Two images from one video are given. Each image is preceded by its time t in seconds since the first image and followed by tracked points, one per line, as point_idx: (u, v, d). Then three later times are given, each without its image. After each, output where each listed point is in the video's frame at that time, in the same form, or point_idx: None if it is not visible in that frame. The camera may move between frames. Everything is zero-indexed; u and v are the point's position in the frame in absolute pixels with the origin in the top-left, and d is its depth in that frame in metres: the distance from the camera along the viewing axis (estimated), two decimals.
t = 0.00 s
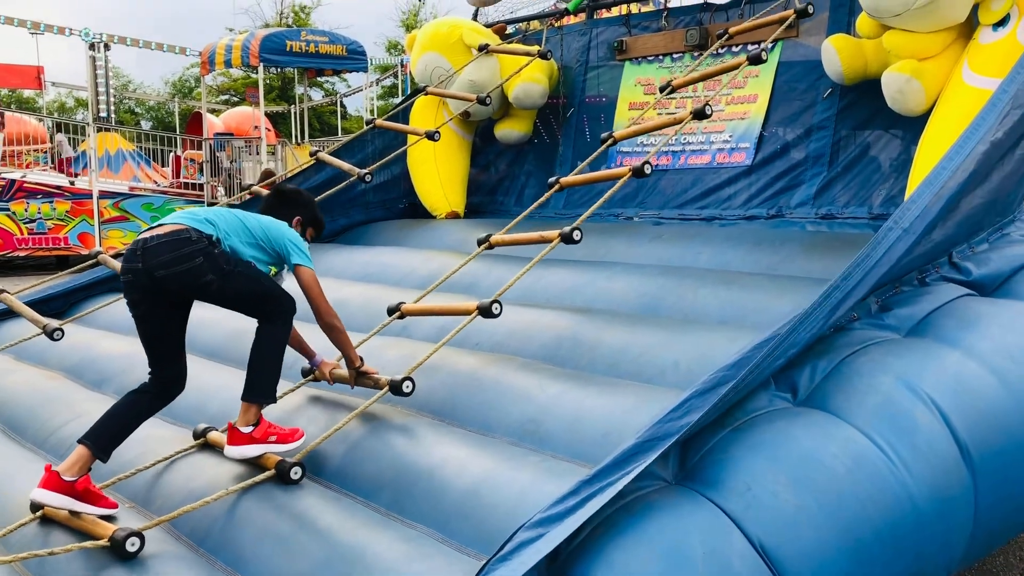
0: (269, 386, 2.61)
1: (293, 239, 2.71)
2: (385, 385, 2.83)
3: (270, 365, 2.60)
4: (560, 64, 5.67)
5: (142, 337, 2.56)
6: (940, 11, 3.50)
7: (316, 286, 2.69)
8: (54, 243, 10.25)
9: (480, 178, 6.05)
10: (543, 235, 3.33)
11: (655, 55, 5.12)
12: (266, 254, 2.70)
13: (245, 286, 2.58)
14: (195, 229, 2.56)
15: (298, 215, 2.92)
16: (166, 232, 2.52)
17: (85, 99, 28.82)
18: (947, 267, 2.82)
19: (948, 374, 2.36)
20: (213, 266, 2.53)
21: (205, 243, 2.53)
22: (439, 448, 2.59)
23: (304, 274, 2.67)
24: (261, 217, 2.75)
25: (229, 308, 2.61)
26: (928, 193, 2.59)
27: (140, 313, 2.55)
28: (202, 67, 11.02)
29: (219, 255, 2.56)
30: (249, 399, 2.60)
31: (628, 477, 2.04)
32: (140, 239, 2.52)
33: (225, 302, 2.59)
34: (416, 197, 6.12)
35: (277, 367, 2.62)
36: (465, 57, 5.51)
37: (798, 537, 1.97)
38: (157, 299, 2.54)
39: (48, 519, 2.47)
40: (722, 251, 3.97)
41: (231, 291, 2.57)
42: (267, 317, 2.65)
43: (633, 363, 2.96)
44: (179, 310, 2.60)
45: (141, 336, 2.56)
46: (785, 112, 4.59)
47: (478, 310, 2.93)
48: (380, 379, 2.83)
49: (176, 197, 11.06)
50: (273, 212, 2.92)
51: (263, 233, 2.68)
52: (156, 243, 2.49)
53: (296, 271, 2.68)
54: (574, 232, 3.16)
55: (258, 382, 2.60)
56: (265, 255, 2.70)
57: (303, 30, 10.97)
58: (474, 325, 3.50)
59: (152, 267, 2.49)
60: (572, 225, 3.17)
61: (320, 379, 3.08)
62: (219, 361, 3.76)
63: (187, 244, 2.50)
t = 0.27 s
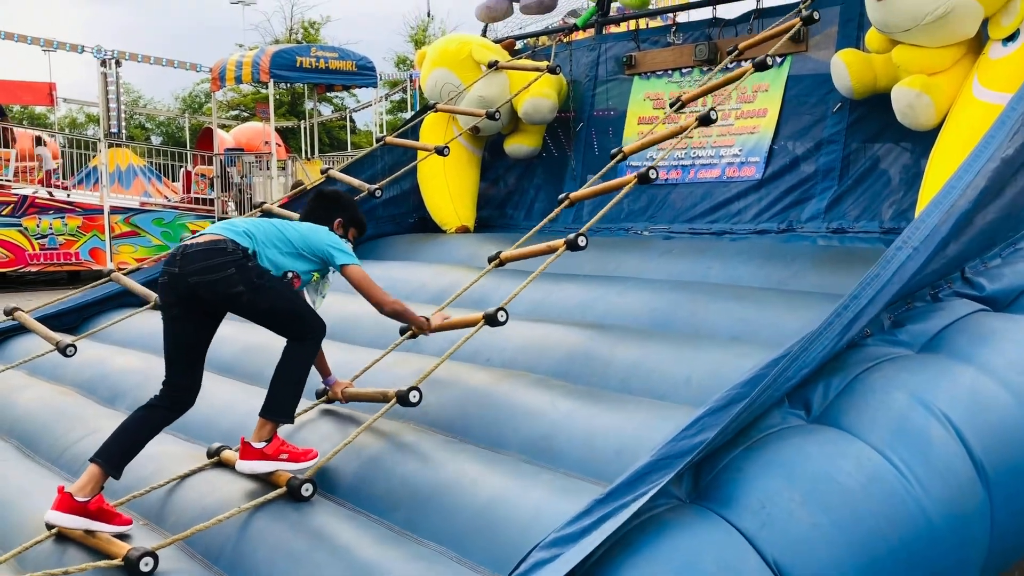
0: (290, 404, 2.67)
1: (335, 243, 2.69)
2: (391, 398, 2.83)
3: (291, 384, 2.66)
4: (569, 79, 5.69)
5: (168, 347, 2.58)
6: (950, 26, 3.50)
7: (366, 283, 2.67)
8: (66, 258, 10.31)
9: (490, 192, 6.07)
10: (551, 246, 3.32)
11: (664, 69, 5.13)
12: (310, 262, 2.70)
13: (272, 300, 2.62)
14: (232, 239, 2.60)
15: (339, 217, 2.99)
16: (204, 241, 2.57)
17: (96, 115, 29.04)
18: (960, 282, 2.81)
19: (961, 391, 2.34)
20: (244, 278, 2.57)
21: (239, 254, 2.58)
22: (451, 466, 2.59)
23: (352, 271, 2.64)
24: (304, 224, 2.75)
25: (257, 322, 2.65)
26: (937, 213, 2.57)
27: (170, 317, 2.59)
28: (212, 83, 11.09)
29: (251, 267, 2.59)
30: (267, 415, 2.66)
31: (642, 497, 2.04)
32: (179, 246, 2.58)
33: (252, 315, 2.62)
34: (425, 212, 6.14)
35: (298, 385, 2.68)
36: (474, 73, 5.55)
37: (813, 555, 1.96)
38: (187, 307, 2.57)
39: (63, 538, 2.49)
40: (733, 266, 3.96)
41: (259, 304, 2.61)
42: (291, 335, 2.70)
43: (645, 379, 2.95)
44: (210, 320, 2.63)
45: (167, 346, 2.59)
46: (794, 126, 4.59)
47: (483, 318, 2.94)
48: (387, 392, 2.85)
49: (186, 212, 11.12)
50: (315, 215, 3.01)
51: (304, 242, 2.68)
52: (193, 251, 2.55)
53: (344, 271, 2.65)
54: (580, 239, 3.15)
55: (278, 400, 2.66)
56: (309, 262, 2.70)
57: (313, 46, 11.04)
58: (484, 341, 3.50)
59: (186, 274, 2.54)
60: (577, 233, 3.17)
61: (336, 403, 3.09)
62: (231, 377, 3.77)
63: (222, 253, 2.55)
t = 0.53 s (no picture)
0: (302, 430, 2.65)
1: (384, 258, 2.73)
2: (402, 427, 2.85)
3: (302, 409, 2.64)
4: (575, 99, 5.71)
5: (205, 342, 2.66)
6: (957, 47, 3.50)
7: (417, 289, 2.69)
8: (73, 278, 10.33)
9: (496, 212, 6.08)
10: (559, 273, 3.29)
11: (670, 90, 5.14)
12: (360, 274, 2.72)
13: (305, 319, 2.63)
14: (284, 249, 2.63)
15: (381, 235, 3.09)
16: (258, 245, 2.62)
17: (103, 135, 29.23)
18: (970, 303, 2.80)
19: (973, 413, 2.32)
20: (286, 290, 2.59)
21: (287, 264, 2.61)
22: (459, 489, 2.57)
23: (403, 280, 2.68)
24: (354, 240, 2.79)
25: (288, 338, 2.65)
26: (949, 233, 2.58)
27: (215, 313, 2.65)
28: (220, 104, 11.17)
29: (296, 279, 2.61)
30: (277, 439, 2.63)
31: (652, 522, 2.03)
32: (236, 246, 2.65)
33: (284, 330, 2.63)
34: (432, 232, 6.15)
35: (310, 412, 2.67)
36: (480, 93, 5.57)
37: None
38: (229, 305, 2.64)
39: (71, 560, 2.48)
40: (741, 286, 3.95)
41: (294, 319, 2.62)
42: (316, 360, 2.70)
43: (654, 402, 2.94)
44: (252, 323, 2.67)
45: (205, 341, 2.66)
46: (801, 146, 4.59)
47: (495, 348, 2.83)
48: (398, 421, 2.86)
49: (193, 231, 11.15)
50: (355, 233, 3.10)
51: (353, 254, 2.72)
52: (245, 253, 2.60)
53: (393, 280, 2.68)
54: (589, 266, 3.09)
55: (288, 424, 2.63)
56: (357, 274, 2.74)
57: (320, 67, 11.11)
58: (492, 362, 3.49)
59: (234, 272, 2.60)
60: (587, 260, 3.11)
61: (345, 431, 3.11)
62: (238, 399, 3.76)
63: (271, 260, 2.59)
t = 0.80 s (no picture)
0: (301, 455, 2.60)
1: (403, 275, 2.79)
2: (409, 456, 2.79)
3: (303, 437, 2.61)
4: (576, 118, 5.74)
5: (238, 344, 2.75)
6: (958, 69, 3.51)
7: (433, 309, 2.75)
8: (73, 295, 10.33)
9: (498, 230, 6.09)
10: (565, 298, 3.33)
11: (671, 111, 5.15)
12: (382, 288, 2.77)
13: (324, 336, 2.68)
14: (313, 266, 2.65)
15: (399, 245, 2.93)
16: (284, 261, 2.64)
17: (104, 152, 29.31)
18: (973, 327, 2.77)
19: (978, 440, 2.29)
20: (309, 308, 2.64)
21: (312, 282, 2.63)
22: (461, 514, 2.55)
23: (419, 300, 2.74)
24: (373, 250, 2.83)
25: (304, 355, 2.68)
26: (952, 255, 2.57)
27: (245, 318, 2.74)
28: (221, 121, 11.20)
29: (319, 297, 2.65)
30: (281, 470, 2.57)
31: (656, 551, 2.01)
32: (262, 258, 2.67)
33: (303, 346, 2.68)
34: (433, 251, 6.15)
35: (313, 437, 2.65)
36: (482, 113, 5.58)
37: None
38: (254, 315, 2.69)
39: None
40: (744, 307, 3.94)
41: (315, 336, 2.67)
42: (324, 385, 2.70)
43: (657, 424, 2.92)
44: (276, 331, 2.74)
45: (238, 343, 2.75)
46: (802, 167, 4.60)
47: (504, 384, 2.84)
48: (404, 451, 2.81)
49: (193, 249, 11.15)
50: (372, 242, 2.94)
51: (376, 268, 2.76)
52: (272, 269, 2.63)
53: (409, 300, 2.74)
54: (598, 301, 3.13)
55: (291, 454, 2.58)
56: (377, 289, 2.78)
57: (321, 86, 11.15)
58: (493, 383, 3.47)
59: (259, 286, 2.64)
60: (596, 293, 3.15)
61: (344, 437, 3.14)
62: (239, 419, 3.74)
63: (296, 280, 2.61)
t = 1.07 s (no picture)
0: (307, 462, 2.62)
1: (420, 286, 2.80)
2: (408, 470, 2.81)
3: (309, 445, 2.63)
4: (575, 132, 5.75)
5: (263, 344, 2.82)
6: (958, 85, 3.52)
7: (440, 323, 2.73)
8: (68, 306, 10.29)
9: (496, 243, 6.07)
10: (566, 313, 3.34)
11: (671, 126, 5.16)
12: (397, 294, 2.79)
13: (331, 352, 2.69)
14: (328, 278, 2.67)
15: (418, 247, 3.22)
16: (299, 273, 2.66)
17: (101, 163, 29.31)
18: (974, 342, 2.76)
19: (982, 456, 2.26)
20: (319, 321, 2.65)
21: (324, 296, 2.64)
22: (459, 528, 2.53)
23: (430, 312, 2.72)
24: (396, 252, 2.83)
25: (313, 365, 2.70)
26: (952, 263, 2.56)
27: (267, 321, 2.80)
28: (220, 133, 11.21)
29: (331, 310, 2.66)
30: (281, 470, 2.60)
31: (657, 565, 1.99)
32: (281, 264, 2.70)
33: (312, 359, 2.69)
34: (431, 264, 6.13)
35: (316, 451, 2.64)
36: (482, 127, 5.59)
37: None
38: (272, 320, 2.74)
39: None
40: (743, 322, 3.93)
41: (324, 350, 2.68)
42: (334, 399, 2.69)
43: (658, 439, 2.90)
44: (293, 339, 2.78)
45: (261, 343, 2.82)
46: (802, 182, 4.60)
47: (504, 407, 2.87)
48: (405, 464, 2.82)
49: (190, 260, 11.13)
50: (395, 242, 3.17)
51: (395, 276, 2.77)
52: (286, 280, 2.65)
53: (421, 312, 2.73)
54: (600, 326, 3.12)
55: (295, 456, 2.61)
56: (393, 295, 2.81)
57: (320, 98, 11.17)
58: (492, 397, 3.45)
59: (274, 296, 2.68)
60: (598, 318, 3.13)
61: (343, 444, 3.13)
62: (235, 432, 3.72)
63: (308, 292, 2.63)
